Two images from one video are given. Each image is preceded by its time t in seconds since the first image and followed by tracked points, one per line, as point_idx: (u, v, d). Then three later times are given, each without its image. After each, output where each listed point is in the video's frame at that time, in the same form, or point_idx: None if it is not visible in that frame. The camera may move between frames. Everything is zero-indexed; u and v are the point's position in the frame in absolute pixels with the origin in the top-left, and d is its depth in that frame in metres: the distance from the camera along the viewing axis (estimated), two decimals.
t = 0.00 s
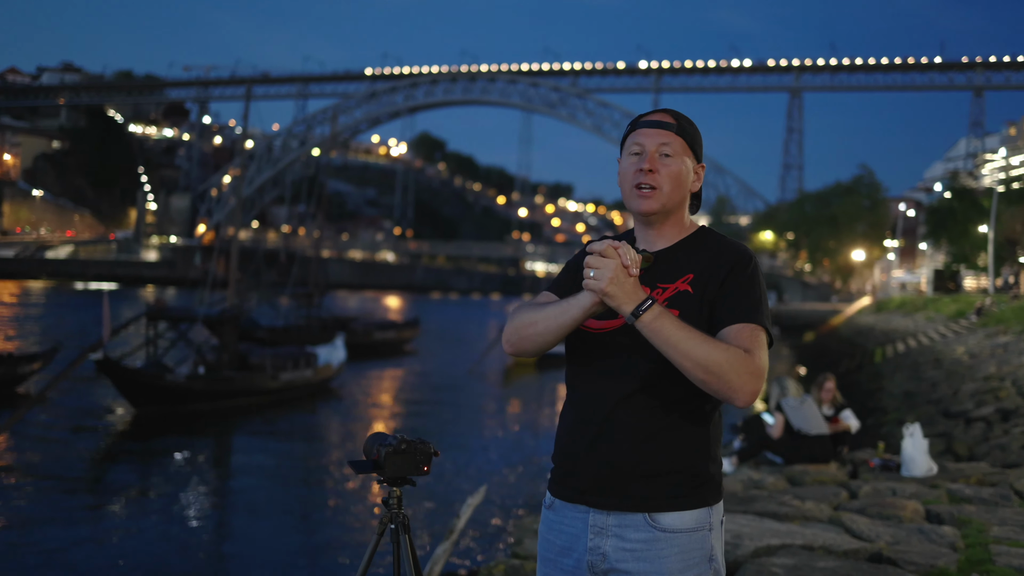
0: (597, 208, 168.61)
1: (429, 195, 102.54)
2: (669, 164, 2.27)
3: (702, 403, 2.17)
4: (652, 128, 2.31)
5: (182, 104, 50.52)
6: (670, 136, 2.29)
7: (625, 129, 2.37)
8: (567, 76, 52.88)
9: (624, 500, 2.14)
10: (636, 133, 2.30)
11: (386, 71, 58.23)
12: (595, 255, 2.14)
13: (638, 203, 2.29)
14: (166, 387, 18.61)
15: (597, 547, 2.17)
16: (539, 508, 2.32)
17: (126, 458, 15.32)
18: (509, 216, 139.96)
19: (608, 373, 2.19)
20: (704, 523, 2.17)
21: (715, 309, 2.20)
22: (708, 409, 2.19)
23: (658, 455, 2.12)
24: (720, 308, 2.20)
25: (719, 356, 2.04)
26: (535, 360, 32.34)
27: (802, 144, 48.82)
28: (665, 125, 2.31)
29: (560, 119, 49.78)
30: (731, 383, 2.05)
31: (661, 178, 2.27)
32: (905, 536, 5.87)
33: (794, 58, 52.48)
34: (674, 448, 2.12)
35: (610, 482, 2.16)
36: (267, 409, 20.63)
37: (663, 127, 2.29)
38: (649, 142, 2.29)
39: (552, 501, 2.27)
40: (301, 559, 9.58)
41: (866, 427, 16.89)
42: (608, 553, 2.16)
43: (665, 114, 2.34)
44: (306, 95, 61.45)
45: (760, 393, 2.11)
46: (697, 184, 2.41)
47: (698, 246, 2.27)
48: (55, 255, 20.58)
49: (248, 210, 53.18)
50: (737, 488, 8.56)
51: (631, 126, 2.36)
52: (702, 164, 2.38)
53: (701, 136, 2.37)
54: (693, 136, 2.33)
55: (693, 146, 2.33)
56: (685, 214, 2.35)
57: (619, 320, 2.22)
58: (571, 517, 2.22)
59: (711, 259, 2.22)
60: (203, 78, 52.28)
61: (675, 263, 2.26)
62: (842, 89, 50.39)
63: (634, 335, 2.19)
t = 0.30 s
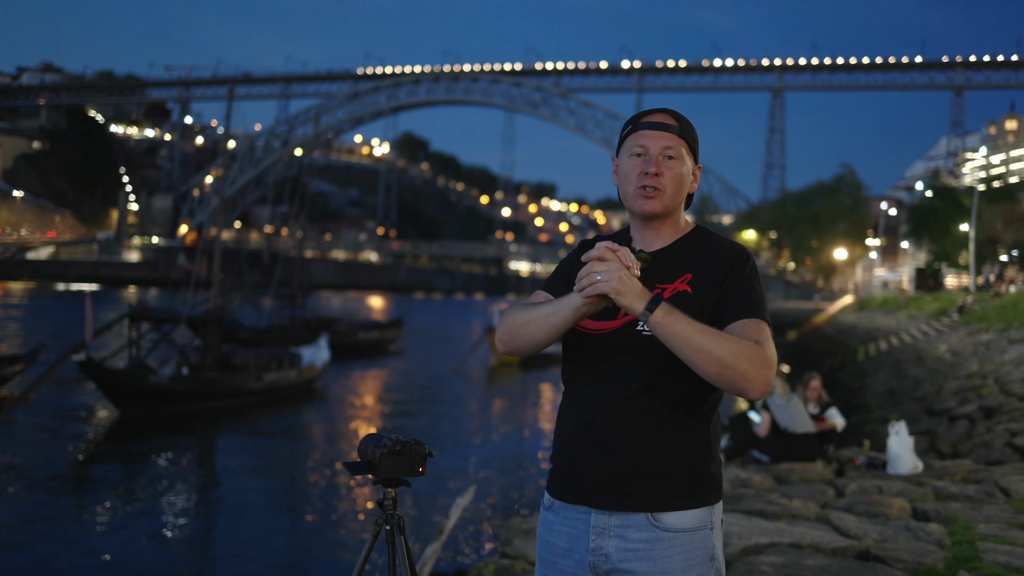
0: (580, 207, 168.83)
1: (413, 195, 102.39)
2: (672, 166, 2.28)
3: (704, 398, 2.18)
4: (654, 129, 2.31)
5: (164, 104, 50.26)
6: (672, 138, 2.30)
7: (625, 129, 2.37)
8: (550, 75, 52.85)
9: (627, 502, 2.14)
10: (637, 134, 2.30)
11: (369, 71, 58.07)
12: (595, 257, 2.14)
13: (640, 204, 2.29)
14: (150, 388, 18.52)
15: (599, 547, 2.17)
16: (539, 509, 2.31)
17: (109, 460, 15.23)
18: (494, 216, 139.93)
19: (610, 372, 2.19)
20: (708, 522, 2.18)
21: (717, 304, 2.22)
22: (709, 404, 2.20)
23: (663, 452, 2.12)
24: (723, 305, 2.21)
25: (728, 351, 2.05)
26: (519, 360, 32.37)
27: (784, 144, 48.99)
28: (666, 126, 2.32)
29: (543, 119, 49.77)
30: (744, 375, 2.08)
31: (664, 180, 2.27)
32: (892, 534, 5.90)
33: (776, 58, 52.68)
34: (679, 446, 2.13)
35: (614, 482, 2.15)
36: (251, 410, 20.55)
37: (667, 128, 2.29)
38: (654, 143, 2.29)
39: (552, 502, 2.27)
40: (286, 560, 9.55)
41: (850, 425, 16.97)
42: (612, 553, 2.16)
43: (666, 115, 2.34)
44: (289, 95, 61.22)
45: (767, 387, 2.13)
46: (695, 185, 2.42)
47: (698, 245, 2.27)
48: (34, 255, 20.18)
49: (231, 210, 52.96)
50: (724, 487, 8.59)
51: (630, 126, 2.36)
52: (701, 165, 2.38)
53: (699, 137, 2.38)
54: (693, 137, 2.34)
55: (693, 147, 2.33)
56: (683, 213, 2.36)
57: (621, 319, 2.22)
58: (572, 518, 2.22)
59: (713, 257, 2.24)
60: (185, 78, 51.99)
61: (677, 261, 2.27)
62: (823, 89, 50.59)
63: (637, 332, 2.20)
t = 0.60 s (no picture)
0: (560, 206, 169.12)
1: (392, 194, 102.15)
2: (654, 166, 2.28)
3: (690, 398, 2.19)
4: (637, 129, 2.31)
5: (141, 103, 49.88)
6: (654, 138, 2.30)
7: (606, 129, 2.37)
8: (529, 75, 52.79)
9: (616, 500, 2.15)
10: (622, 132, 2.30)
11: (348, 70, 57.87)
12: (582, 264, 2.12)
13: (624, 204, 2.29)
14: (127, 388, 18.39)
15: (586, 547, 2.17)
16: (525, 509, 2.31)
17: (85, 460, 15.11)
18: (473, 216, 139.77)
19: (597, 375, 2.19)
20: (694, 522, 2.19)
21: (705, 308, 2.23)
22: (696, 406, 2.21)
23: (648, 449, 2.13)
24: (708, 303, 2.22)
25: (722, 348, 2.07)
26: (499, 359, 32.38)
27: (762, 144, 49.21)
28: (648, 126, 2.31)
29: (523, 119, 49.76)
30: (737, 373, 2.10)
31: (647, 180, 2.27)
32: (870, 532, 5.95)
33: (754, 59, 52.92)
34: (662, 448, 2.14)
35: (600, 481, 2.16)
36: (229, 410, 20.44)
37: (648, 128, 2.29)
38: (636, 144, 2.29)
39: (538, 501, 2.27)
40: (264, 560, 9.51)
41: (828, 424, 17.10)
42: (599, 553, 2.16)
43: (648, 114, 2.33)
44: (267, 94, 60.89)
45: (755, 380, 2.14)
46: (677, 184, 2.42)
47: (681, 246, 2.28)
48: None
49: (209, 210, 52.63)
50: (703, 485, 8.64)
51: (612, 125, 2.36)
52: (683, 164, 2.38)
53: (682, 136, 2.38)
54: (675, 136, 2.34)
55: (676, 146, 2.33)
56: (664, 214, 2.37)
57: (609, 321, 2.22)
58: (559, 519, 2.22)
59: (698, 257, 2.25)
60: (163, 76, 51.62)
61: (660, 261, 2.27)
62: (801, 90, 50.85)
63: (625, 332, 2.20)
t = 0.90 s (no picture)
0: (534, 201, 168.94)
1: (365, 189, 101.59)
2: (608, 159, 2.27)
3: (671, 391, 2.17)
4: (589, 122, 2.30)
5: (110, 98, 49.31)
6: (607, 130, 2.29)
7: (562, 125, 2.36)
8: (502, 69, 52.64)
9: (596, 494, 2.14)
10: (573, 127, 2.29)
11: (320, 65, 57.45)
12: (392, 328, 2.30)
13: (582, 200, 2.29)
14: (99, 386, 18.19)
15: (568, 540, 2.17)
16: (506, 504, 2.31)
17: (57, 459, 14.94)
18: (447, 211, 139.34)
19: (573, 371, 2.18)
20: (675, 513, 2.18)
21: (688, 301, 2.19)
22: (675, 401, 2.19)
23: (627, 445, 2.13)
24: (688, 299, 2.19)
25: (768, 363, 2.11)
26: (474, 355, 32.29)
27: (735, 138, 49.34)
28: (601, 119, 2.30)
29: (496, 113, 49.61)
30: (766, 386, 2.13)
31: (602, 174, 2.27)
32: (845, 524, 6.00)
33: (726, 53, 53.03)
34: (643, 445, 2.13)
35: (581, 479, 2.15)
36: (202, 407, 20.30)
37: (601, 121, 2.29)
38: (587, 138, 2.29)
39: (520, 495, 2.27)
40: (237, 558, 9.46)
41: (802, 417, 17.23)
42: (581, 545, 2.16)
43: (601, 107, 2.33)
44: (238, 89, 60.35)
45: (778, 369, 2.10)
46: (638, 174, 2.41)
47: (649, 240, 2.27)
48: None
49: (180, 206, 52.15)
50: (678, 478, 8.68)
51: (567, 122, 2.35)
52: (643, 152, 2.38)
53: (641, 126, 2.37)
54: (633, 127, 2.33)
55: (634, 138, 2.33)
56: (631, 205, 2.36)
57: (584, 318, 2.18)
58: (539, 513, 2.22)
59: (673, 250, 2.22)
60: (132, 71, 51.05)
61: (629, 255, 2.25)
62: (773, 83, 50.99)
63: (601, 332, 2.16)
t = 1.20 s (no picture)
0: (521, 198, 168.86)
1: (352, 186, 101.32)
2: (595, 162, 2.27)
3: (661, 391, 2.18)
4: (571, 126, 2.29)
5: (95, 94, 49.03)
6: (592, 132, 2.28)
7: (542, 126, 2.35)
8: (489, 66, 52.57)
9: (595, 493, 2.14)
10: (555, 131, 2.29)
11: (306, 62, 57.26)
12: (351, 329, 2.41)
13: (568, 206, 2.27)
14: (86, 383, 18.11)
15: (566, 538, 2.17)
16: (501, 503, 2.31)
17: (44, 457, 14.88)
18: (434, 207, 139.16)
19: (565, 374, 2.17)
20: (672, 509, 2.18)
21: (680, 300, 2.18)
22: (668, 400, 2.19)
23: (620, 444, 2.13)
24: (679, 302, 2.19)
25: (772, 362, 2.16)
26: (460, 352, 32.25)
27: (722, 135, 49.40)
28: (584, 121, 2.29)
29: (483, 110, 49.55)
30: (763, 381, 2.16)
31: (589, 178, 2.26)
32: (834, 520, 6.03)
33: (713, 50, 53.09)
34: (640, 442, 2.14)
35: (576, 479, 2.16)
36: (190, 405, 20.23)
37: (584, 123, 2.28)
38: (571, 142, 2.28)
39: (515, 493, 2.27)
40: (226, 555, 9.44)
41: (789, 413, 17.30)
42: (579, 543, 2.16)
43: (582, 107, 2.31)
44: (224, 86, 60.08)
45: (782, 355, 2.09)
46: (621, 172, 2.41)
47: (637, 238, 2.26)
48: None
49: (166, 203, 51.92)
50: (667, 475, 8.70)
51: (546, 124, 2.34)
52: (626, 151, 2.37)
53: (621, 124, 2.37)
54: (614, 127, 2.32)
55: (616, 138, 2.32)
56: (614, 204, 2.35)
57: (576, 320, 2.18)
58: (536, 511, 2.22)
59: (663, 249, 2.21)
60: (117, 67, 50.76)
61: (616, 255, 2.24)
62: (760, 80, 51.10)
63: (594, 335, 2.16)
